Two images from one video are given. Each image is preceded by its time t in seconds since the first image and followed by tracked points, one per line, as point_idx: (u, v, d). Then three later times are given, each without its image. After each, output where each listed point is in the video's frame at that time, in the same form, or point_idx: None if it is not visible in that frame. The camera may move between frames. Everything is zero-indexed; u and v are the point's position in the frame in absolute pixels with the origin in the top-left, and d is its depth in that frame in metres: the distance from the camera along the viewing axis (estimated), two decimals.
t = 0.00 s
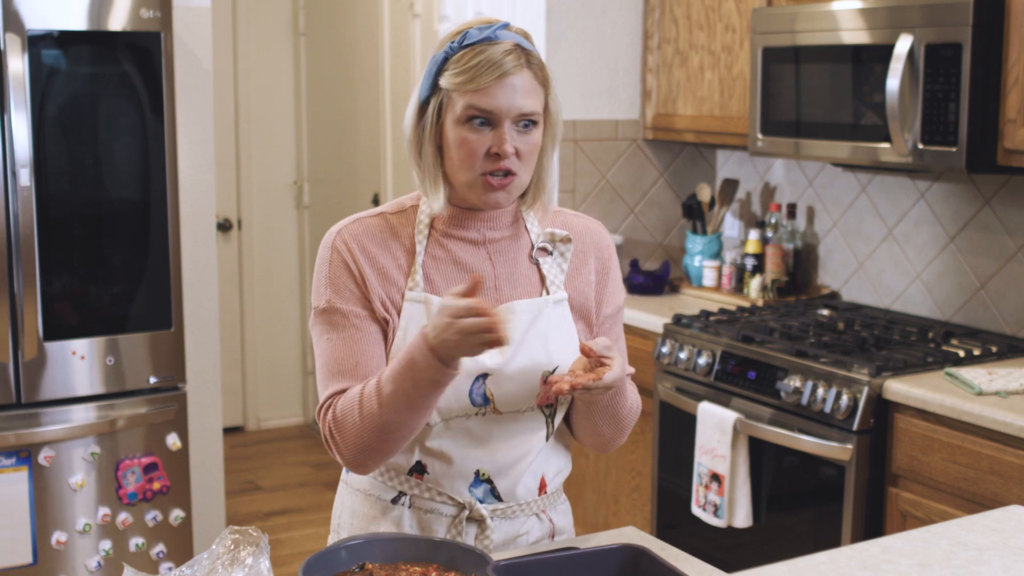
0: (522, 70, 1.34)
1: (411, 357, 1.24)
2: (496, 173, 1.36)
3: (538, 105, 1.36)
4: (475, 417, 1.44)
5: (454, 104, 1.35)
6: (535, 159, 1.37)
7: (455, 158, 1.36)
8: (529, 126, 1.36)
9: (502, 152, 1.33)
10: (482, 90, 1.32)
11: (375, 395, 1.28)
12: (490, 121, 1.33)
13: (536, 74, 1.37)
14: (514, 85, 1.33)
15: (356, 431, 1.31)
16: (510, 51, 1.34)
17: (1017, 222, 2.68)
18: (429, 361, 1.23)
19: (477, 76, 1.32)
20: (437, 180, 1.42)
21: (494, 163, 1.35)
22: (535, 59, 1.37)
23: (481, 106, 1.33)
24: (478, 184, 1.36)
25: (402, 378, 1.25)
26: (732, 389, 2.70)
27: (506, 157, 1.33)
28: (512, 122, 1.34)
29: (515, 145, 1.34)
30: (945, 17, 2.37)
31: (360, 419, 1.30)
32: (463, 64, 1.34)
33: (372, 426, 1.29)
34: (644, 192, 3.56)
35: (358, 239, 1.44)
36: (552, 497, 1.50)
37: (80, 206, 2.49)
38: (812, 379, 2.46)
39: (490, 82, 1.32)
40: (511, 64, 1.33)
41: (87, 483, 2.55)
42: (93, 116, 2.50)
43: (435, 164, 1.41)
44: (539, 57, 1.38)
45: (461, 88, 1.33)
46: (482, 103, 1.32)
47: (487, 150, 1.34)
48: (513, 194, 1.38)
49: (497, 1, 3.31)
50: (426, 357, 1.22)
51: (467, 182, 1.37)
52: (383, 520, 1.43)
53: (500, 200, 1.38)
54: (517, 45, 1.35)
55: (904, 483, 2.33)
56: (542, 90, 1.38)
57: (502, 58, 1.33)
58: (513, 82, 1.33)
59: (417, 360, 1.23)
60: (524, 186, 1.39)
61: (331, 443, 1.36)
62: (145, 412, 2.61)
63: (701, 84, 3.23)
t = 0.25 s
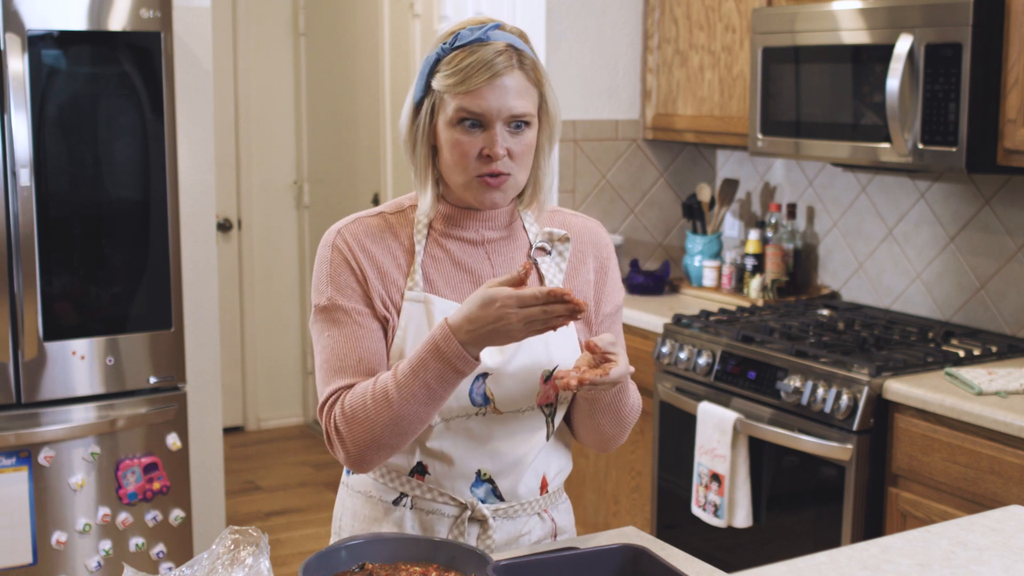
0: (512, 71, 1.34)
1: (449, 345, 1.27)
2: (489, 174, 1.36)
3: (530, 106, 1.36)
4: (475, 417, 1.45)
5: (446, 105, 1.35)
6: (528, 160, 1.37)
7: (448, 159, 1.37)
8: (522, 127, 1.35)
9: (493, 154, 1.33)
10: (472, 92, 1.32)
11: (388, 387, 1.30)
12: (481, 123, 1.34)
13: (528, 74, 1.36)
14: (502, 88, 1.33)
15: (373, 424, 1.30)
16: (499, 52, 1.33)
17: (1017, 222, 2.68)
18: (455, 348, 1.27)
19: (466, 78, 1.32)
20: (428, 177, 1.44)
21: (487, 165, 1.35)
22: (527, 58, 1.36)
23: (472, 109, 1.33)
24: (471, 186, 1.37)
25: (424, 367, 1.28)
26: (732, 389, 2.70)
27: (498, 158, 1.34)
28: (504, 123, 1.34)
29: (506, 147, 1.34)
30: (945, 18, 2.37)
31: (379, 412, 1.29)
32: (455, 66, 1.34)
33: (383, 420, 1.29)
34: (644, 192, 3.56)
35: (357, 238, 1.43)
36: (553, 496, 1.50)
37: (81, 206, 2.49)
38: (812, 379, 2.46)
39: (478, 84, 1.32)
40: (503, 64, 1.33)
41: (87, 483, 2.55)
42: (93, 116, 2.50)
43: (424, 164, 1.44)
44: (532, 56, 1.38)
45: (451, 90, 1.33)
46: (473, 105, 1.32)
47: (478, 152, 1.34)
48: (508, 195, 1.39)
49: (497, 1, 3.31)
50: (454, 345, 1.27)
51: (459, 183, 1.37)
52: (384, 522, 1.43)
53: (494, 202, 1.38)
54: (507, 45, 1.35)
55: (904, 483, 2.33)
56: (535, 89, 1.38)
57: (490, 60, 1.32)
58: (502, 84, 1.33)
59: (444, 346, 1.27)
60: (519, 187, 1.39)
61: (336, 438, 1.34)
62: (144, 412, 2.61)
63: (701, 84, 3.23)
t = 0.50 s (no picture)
0: (515, 68, 1.34)
1: (427, 354, 1.27)
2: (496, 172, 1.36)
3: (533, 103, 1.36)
4: (472, 416, 1.44)
5: (449, 105, 1.35)
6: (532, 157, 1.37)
7: (454, 159, 1.36)
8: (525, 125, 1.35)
9: (499, 151, 1.33)
10: (477, 90, 1.32)
11: (371, 392, 1.31)
12: (486, 122, 1.34)
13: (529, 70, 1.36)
14: (507, 84, 1.33)
15: (355, 427, 1.32)
16: (502, 49, 1.33)
17: (1017, 222, 2.68)
18: (433, 357, 1.27)
19: (470, 75, 1.32)
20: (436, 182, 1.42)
21: (493, 164, 1.35)
22: (528, 55, 1.36)
23: (477, 107, 1.33)
24: (478, 186, 1.36)
25: (403, 374, 1.29)
26: (732, 389, 2.70)
27: (503, 156, 1.33)
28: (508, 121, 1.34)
29: (511, 145, 1.34)
30: (945, 18, 2.37)
31: (361, 415, 1.31)
32: (457, 65, 1.34)
33: (365, 424, 1.31)
34: (644, 192, 3.56)
35: (356, 238, 1.44)
36: (553, 496, 1.50)
37: (81, 206, 2.49)
38: (812, 379, 2.46)
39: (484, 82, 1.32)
40: (505, 62, 1.33)
41: (87, 483, 2.55)
42: (93, 116, 2.50)
43: (433, 162, 1.42)
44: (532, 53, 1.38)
45: (456, 89, 1.33)
46: (479, 104, 1.32)
47: (484, 151, 1.34)
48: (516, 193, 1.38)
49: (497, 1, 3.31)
50: (432, 354, 1.27)
51: (464, 184, 1.37)
52: (383, 521, 1.43)
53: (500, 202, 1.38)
54: (508, 42, 1.35)
55: (904, 483, 2.33)
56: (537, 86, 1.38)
57: (493, 56, 1.32)
58: (506, 80, 1.33)
59: (422, 355, 1.27)
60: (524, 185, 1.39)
61: (324, 439, 1.37)
62: (145, 412, 2.61)
63: (701, 84, 3.23)
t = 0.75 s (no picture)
0: (507, 71, 1.33)
1: (388, 332, 1.28)
2: (484, 175, 1.35)
3: (526, 106, 1.35)
4: (469, 414, 1.45)
5: (443, 105, 1.36)
6: (525, 161, 1.36)
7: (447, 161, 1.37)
8: (517, 129, 1.35)
9: (483, 155, 1.33)
10: (466, 93, 1.32)
11: (344, 375, 1.33)
12: (474, 125, 1.34)
13: (525, 74, 1.35)
14: (496, 87, 1.32)
15: (331, 410, 1.34)
16: (496, 52, 1.33)
17: (1017, 222, 2.68)
18: (393, 334, 1.28)
19: (460, 78, 1.33)
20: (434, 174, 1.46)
21: (480, 166, 1.34)
22: (526, 59, 1.36)
23: (467, 110, 1.33)
24: (467, 188, 1.36)
25: (369, 354, 1.30)
26: (732, 389, 2.70)
27: (489, 159, 1.33)
28: (497, 125, 1.34)
29: (498, 148, 1.33)
30: (945, 18, 2.37)
31: (336, 398, 1.33)
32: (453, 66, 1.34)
33: (342, 407, 1.33)
34: (644, 192, 3.56)
35: (366, 225, 1.45)
36: (551, 495, 1.49)
37: (81, 206, 2.49)
38: (812, 379, 2.46)
39: (470, 84, 1.32)
40: (499, 64, 1.33)
41: (87, 483, 2.55)
42: (93, 117, 2.50)
43: (435, 158, 1.45)
44: (533, 57, 1.37)
45: (448, 91, 1.34)
46: (468, 106, 1.33)
47: (472, 153, 1.34)
48: (511, 196, 1.37)
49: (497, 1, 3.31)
50: (392, 331, 1.28)
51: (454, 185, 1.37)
52: (380, 518, 1.44)
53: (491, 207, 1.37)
54: (505, 46, 1.35)
55: (904, 483, 2.33)
56: (535, 93, 1.37)
57: (486, 59, 1.32)
58: (496, 83, 1.32)
59: (383, 333, 1.29)
60: (518, 190, 1.38)
61: (310, 419, 1.40)
62: (144, 412, 2.61)
63: (701, 84, 3.23)
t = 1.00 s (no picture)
0: (522, 80, 1.32)
1: (390, 336, 1.29)
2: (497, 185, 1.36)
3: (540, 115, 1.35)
4: (465, 416, 1.45)
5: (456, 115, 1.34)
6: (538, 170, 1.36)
7: (458, 170, 1.36)
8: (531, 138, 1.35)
9: (502, 166, 1.33)
10: (483, 104, 1.31)
11: (346, 377, 1.33)
12: (491, 136, 1.33)
13: (538, 82, 1.35)
14: (512, 98, 1.31)
15: (333, 413, 1.34)
16: (510, 62, 1.32)
17: (1017, 222, 2.68)
18: (394, 338, 1.28)
19: (476, 89, 1.31)
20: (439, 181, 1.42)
21: (495, 176, 1.34)
22: (537, 67, 1.35)
23: (482, 120, 1.32)
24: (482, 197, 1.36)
25: (370, 358, 1.30)
26: (732, 389, 2.70)
27: (507, 171, 1.33)
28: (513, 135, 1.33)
29: (515, 159, 1.33)
30: (945, 18, 2.37)
31: (337, 400, 1.33)
32: (467, 74, 1.33)
33: (343, 410, 1.33)
34: (644, 192, 3.56)
35: (363, 226, 1.45)
36: (549, 495, 1.48)
37: (81, 206, 2.49)
38: (812, 379, 2.46)
39: (488, 96, 1.31)
40: (515, 75, 1.32)
41: (87, 483, 2.55)
42: (93, 117, 2.50)
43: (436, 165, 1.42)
44: (542, 63, 1.36)
45: (461, 100, 1.32)
46: (484, 117, 1.31)
47: (488, 163, 1.33)
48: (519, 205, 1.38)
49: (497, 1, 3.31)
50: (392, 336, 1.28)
51: (466, 194, 1.37)
52: (378, 517, 1.44)
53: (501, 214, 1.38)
54: (518, 54, 1.33)
55: (904, 483, 2.33)
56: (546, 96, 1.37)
57: (501, 70, 1.31)
58: (512, 94, 1.31)
59: (384, 337, 1.29)
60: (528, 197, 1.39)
61: (310, 421, 1.40)
62: (145, 412, 2.61)
63: (701, 84, 3.23)
